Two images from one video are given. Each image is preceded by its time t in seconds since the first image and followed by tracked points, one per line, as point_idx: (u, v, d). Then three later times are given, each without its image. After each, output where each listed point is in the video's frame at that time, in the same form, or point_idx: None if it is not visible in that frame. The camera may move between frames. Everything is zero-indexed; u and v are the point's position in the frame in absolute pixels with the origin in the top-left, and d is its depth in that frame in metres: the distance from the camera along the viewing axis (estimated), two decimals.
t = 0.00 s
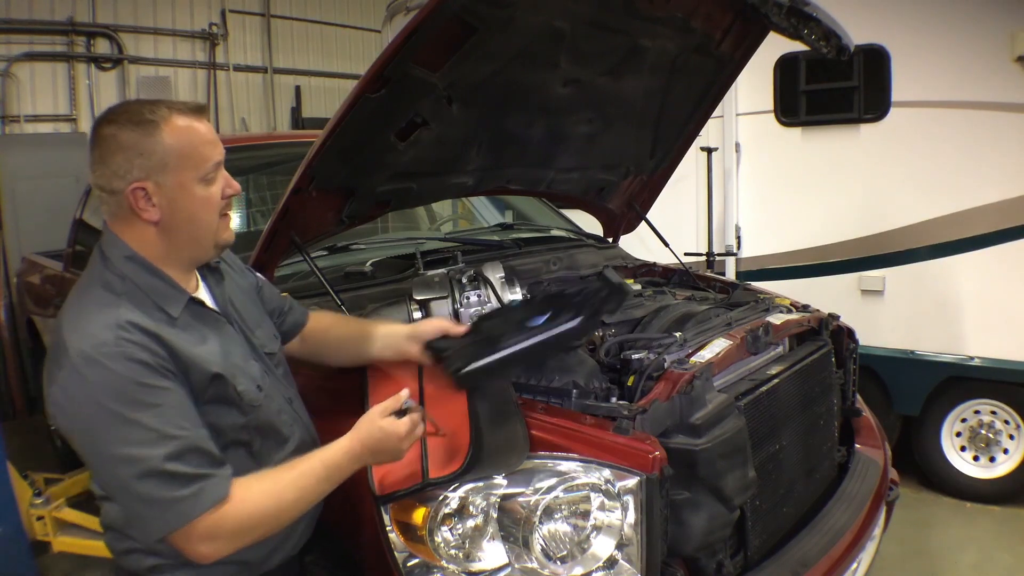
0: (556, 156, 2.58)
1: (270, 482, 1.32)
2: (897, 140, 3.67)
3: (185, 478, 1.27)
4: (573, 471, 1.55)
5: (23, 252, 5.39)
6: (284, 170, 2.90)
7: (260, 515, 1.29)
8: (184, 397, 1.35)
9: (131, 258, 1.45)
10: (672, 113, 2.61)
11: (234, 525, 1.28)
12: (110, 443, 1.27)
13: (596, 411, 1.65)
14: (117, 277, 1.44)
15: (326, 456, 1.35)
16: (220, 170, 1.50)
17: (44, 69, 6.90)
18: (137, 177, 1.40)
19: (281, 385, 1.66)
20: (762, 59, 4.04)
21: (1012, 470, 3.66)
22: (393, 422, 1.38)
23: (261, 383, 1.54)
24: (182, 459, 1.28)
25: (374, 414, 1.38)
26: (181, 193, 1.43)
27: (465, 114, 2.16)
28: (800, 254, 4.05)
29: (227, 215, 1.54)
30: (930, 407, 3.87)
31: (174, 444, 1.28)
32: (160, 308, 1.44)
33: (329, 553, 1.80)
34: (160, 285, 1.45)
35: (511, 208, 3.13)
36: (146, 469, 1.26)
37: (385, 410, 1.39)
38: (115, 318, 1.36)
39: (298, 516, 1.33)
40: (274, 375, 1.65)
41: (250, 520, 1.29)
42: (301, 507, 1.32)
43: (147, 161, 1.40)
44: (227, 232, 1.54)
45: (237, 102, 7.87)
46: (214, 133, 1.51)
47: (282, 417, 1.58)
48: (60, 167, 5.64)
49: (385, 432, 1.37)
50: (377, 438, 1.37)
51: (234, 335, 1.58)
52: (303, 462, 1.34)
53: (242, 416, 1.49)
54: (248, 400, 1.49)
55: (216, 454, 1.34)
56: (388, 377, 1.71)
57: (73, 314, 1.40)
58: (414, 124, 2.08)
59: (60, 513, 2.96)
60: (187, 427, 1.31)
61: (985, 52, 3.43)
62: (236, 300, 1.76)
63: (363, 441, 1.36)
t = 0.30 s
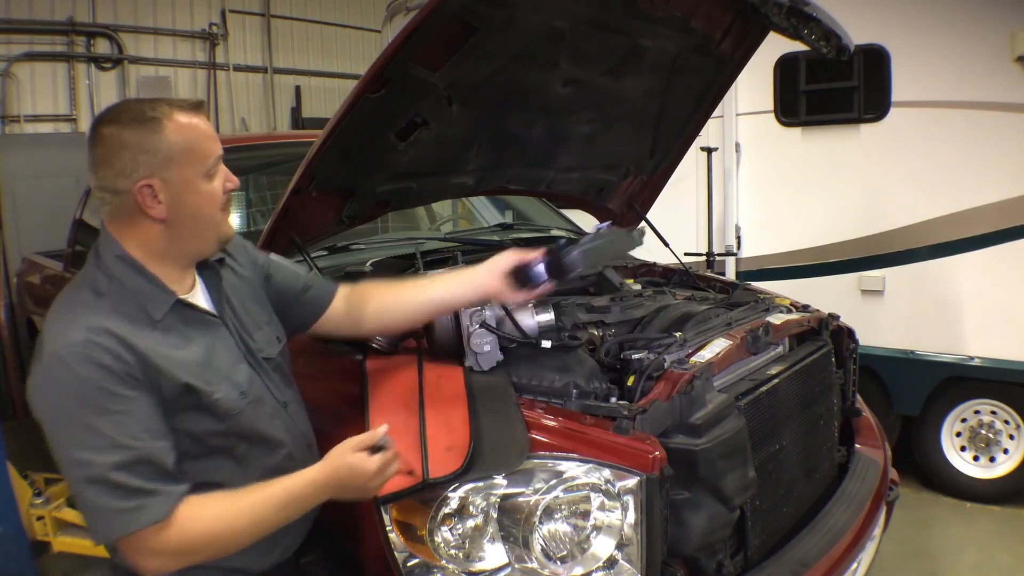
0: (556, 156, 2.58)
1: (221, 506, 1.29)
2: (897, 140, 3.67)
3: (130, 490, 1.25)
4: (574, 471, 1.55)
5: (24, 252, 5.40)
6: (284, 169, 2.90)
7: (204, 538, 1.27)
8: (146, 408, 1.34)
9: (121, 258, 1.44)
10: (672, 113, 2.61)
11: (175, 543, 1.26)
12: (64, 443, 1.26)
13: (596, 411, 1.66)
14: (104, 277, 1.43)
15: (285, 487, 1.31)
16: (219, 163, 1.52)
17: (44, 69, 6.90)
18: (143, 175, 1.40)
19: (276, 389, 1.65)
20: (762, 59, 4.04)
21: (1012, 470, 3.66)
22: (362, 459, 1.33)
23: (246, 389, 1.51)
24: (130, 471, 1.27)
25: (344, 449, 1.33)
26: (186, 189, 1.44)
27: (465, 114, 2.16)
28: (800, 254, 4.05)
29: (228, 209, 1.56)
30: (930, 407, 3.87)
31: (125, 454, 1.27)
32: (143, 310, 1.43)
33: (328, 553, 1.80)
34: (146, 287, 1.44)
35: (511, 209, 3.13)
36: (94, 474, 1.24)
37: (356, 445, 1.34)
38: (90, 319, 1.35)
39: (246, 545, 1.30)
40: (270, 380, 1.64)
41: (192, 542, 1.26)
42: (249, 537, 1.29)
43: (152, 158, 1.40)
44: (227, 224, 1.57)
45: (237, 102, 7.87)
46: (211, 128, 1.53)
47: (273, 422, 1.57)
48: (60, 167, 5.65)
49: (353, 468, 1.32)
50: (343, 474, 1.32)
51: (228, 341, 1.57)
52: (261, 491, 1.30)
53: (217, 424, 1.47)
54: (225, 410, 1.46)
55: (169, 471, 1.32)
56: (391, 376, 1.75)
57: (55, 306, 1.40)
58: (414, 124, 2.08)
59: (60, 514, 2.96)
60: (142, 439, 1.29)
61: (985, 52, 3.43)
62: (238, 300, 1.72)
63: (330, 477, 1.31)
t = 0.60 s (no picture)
0: (556, 156, 2.58)
1: (174, 526, 1.29)
2: (897, 140, 3.67)
3: (90, 499, 1.26)
4: (574, 471, 1.54)
5: (24, 251, 5.40)
6: (284, 169, 2.90)
7: (150, 555, 1.27)
8: (122, 415, 1.34)
9: (116, 259, 1.47)
10: (672, 113, 2.61)
11: (123, 555, 1.27)
12: (38, 443, 1.28)
13: (596, 410, 1.66)
14: (99, 279, 1.45)
15: (240, 517, 1.31)
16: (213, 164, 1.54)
17: (44, 69, 6.91)
18: (132, 176, 1.42)
19: (275, 391, 1.64)
20: (762, 59, 4.04)
21: (1012, 470, 3.66)
22: (321, 505, 1.33)
23: (237, 392, 1.50)
24: (95, 479, 1.27)
25: (305, 491, 1.34)
26: (177, 190, 1.45)
27: (465, 115, 2.16)
28: (800, 254, 4.05)
29: (224, 210, 1.57)
30: (930, 407, 3.87)
31: (91, 461, 1.27)
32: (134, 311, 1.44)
33: (329, 553, 1.81)
34: (139, 287, 1.45)
35: (511, 208, 3.12)
36: (61, 478, 1.26)
37: (319, 488, 1.34)
38: (76, 322, 1.37)
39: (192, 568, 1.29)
40: (268, 382, 1.63)
41: (139, 557, 1.27)
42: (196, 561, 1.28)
43: (142, 160, 1.41)
44: (224, 225, 1.57)
45: (237, 102, 7.87)
46: (206, 130, 1.54)
47: (267, 425, 1.56)
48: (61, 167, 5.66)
49: (310, 512, 1.33)
50: (300, 515, 1.32)
51: (223, 343, 1.57)
52: (216, 519, 1.30)
53: (203, 427, 1.46)
54: (210, 415, 1.45)
55: (135, 483, 1.31)
56: (392, 376, 1.75)
57: (51, 305, 1.43)
58: (414, 124, 2.08)
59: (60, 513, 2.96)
60: (109, 448, 1.29)
61: (984, 52, 3.43)
62: (241, 298, 1.72)
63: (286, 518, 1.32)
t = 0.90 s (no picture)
0: (556, 156, 2.58)
1: (168, 525, 1.32)
2: (897, 140, 3.67)
3: (88, 496, 1.29)
4: (574, 471, 1.54)
5: (24, 251, 5.40)
6: (283, 169, 2.91)
7: (143, 553, 1.30)
8: (124, 411, 1.37)
9: (120, 257, 1.49)
10: (672, 113, 2.61)
11: (117, 551, 1.31)
12: (42, 439, 1.32)
13: (596, 410, 1.66)
14: (104, 276, 1.48)
15: (236, 521, 1.32)
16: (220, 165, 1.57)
17: (44, 69, 6.91)
18: (144, 173, 1.45)
19: (274, 388, 1.64)
20: (762, 59, 4.04)
21: (1012, 470, 3.66)
22: (316, 506, 1.30)
23: (238, 386, 1.52)
24: (94, 476, 1.30)
25: (300, 492, 1.32)
26: (186, 187, 1.48)
27: (465, 114, 2.16)
28: (800, 254, 4.05)
29: (228, 210, 1.61)
30: (930, 407, 3.87)
31: (90, 458, 1.30)
32: (139, 307, 1.47)
33: (329, 553, 1.81)
34: (143, 283, 1.47)
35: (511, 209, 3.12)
36: (62, 473, 1.29)
37: (314, 490, 1.31)
38: (80, 320, 1.40)
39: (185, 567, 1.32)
40: (269, 379, 1.63)
41: (132, 555, 1.30)
42: (189, 561, 1.31)
43: (154, 157, 1.45)
44: (229, 225, 1.60)
45: (237, 102, 7.86)
46: (216, 131, 1.58)
47: (267, 421, 1.56)
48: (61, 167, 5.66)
49: (305, 513, 1.30)
50: (295, 516, 1.30)
51: (224, 339, 1.58)
52: (210, 520, 1.32)
53: (205, 421, 1.47)
54: (212, 408, 1.47)
55: (134, 479, 1.34)
56: (391, 376, 1.75)
57: (57, 303, 1.46)
58: (414, 124, 2.08)
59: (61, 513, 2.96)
60: (109, 444, 1.33)
61: (985, 52, 3.43)
62: (240, 291, 1.77)
63: (281, 522, 1.31)
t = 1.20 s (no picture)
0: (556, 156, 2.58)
1: (152, 511, 1.33)
2: (898, 140, 3.67)
3: (78, 476, 1.31)
4: (574, 471, 1.54)
5: (24, 252, 5.40)
6: (284, 169, 2.91)
7: (125, 536, 1.31)
8: (122, 397, 1.39)
9: (130, 248, 1.52)
10: (672, 113, 2.61)
11: (101, 531, 1.32)
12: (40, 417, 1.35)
13: (596, 410, 1.66)
14: (114, 266, 1.52)
15: (216, 512, 1.31)
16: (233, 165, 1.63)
17: (44, 69, 6.91)
18: (158, 170, 1.50)
19: (273, 383, 1.63)
20: (762, 59, 4.04)
21: (1012, 470, 3.66)
22: (297, 507, 1.28)
23: (236, 377, 1.54)
24: (86, 457, 1.33)
25: (285, 492, 1.30)
26: (198, 185, 1.54)
27: (465, 114, 2.16)
28: (800, 254, 4.05)
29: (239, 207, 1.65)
30: (930, 407, 3.87)
31: (84, 440, 1.33)
32: (145, 298, 1.50)
33: (328, 552, 1.81)
34: (152, 275, 1.51)
35: (511, 209, 3.12)
36: (56, 452, 1.32)
37: (297, 491, 1.30)
38: (88, 305, 1.44)
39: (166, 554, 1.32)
40: (269, 374, 1.64)
41: (115, 536, 1.31)
42: (169, 549, 1.31)
43: (167, 155, 1.50)
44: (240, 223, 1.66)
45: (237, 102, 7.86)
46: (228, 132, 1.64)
47: (261, 416, 1.57)
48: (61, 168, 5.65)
49: (287, 514, 1.28)
50: (276, 517, 1.28)
51: (227, 334, 1.60)
52: (193, 511, 1.32)
53: (202, 411, 1.50)
54: (209, 397, 1.49)
55: (125, 465, 1.37)
56: (391, 376, 1.75)
57: (68, 287, 1.50)
58: (414, 124, 2.08)
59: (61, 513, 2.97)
60: (103, 429, 1.35)
61: (985, 52, 3.43)
62: (246, 286, 1.77)
63: (263, 521, 1.29)
